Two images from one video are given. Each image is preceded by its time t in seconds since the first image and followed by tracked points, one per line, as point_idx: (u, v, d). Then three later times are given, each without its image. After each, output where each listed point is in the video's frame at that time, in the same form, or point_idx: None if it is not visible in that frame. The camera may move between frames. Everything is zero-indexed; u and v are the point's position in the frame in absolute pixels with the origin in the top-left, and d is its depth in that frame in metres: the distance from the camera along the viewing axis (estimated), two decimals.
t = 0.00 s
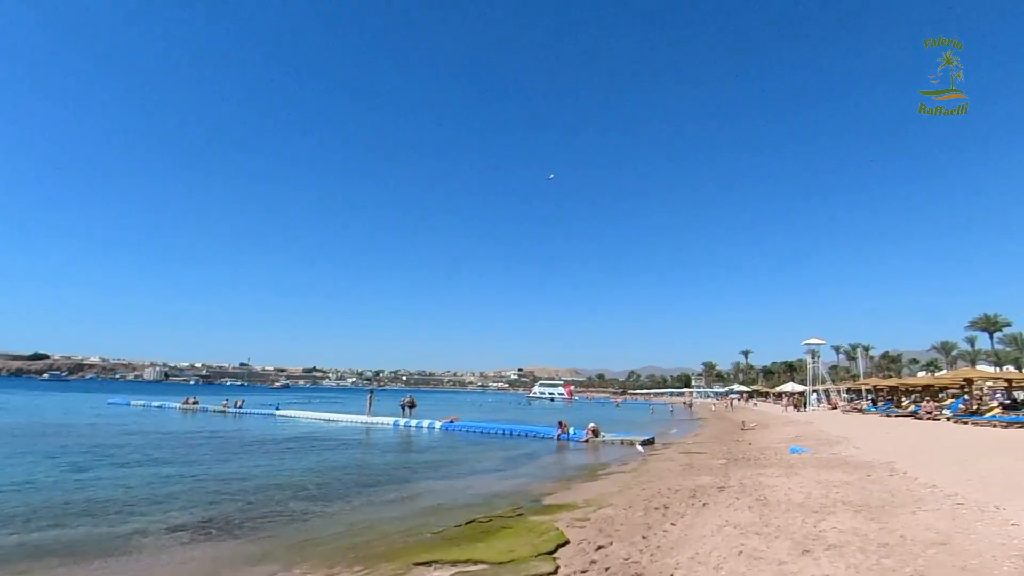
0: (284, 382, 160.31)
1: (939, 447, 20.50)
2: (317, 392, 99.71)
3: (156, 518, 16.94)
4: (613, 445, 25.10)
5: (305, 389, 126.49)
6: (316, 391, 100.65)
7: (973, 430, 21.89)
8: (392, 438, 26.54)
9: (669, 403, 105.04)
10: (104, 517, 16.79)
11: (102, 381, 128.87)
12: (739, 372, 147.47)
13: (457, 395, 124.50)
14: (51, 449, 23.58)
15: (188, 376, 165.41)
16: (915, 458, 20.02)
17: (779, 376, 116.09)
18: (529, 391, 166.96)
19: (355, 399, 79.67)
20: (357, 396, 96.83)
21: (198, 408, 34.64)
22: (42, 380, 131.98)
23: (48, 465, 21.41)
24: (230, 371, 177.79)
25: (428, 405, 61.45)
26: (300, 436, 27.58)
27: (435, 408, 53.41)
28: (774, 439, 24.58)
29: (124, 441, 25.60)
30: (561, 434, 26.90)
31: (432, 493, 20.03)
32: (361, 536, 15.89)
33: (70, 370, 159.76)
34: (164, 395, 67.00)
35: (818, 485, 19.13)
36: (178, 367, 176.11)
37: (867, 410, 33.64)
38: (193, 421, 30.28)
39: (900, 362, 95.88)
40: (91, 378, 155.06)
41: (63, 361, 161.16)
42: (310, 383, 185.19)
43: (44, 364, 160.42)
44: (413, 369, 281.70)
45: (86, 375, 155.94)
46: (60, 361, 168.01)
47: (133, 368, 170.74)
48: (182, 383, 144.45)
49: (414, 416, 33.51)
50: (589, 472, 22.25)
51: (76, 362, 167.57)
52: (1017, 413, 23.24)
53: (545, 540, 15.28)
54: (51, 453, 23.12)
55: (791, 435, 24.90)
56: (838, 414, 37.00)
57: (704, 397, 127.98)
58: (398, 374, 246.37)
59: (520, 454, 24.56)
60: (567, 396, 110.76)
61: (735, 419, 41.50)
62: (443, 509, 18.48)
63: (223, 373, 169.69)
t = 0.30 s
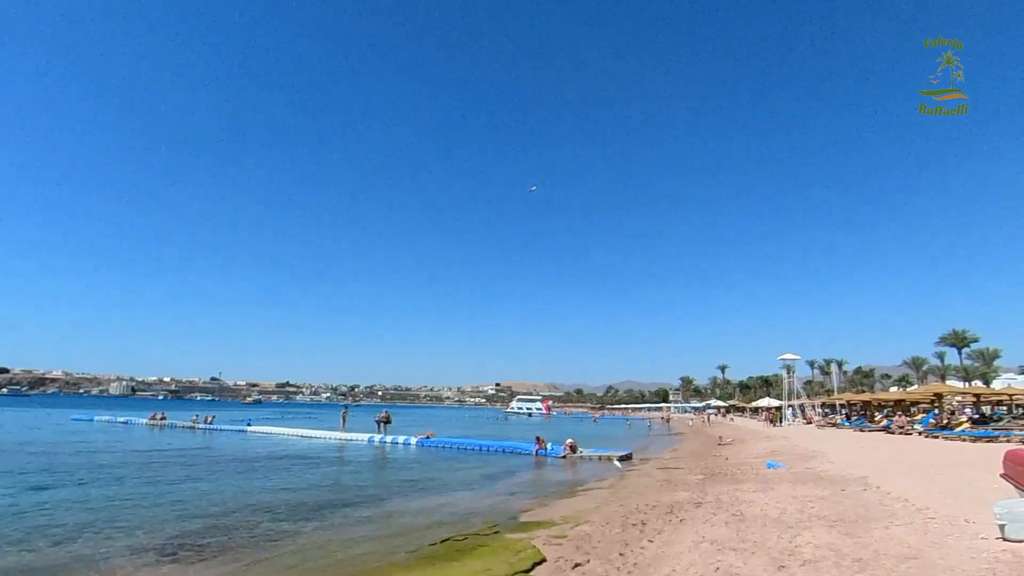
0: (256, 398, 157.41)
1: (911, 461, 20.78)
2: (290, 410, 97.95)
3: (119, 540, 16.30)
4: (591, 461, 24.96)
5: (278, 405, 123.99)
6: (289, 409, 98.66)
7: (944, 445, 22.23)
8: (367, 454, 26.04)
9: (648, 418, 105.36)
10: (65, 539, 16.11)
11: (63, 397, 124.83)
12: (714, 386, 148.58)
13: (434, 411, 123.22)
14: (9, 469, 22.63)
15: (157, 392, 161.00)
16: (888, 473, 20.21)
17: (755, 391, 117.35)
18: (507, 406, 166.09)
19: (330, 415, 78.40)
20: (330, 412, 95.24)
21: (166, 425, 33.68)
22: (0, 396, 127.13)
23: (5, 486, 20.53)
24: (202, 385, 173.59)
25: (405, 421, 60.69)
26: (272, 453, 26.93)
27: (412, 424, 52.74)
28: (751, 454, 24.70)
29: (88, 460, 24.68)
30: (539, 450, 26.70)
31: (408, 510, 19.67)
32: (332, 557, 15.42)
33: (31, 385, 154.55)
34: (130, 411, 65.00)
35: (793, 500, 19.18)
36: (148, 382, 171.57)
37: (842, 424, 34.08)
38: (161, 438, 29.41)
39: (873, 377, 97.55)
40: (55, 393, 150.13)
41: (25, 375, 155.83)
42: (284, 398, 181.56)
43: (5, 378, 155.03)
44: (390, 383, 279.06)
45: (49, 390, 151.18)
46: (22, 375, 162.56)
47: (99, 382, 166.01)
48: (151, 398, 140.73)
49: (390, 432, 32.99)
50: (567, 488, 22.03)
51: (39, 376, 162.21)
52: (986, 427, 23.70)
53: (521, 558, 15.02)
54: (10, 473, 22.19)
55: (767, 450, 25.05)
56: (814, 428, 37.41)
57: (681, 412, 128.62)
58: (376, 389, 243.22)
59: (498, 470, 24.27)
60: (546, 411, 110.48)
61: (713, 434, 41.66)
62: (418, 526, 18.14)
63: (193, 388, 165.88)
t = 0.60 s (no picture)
0: (227, 414, 153.86)
1: (886, 475, 20.96)
2: (262, 427, 95.70)
3: (79, 561, 15.63)
4: (569, 477, 24.81)
5: (252, 422, 121.22)
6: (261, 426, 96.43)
7: (917, 459, 22.51)
8: (341, 472, 25.53)
9: (627, 434, 105.35)
10: (21, 560, 15.38)
11: (24, 413, 120.45)
12: (694, 401, 149.35)
13: (412, 427, 121.64)
14: None
15: (124, 408, 156.08)
16: (863, 487, 20.33)
17: (734, 407, 118.20)
18: (486, 421, 164.71)
19: (304, 431, 76.85)
20: (304, 428, 93.55)
21: (133, 441, 32.65)
22: None
23: None
24: (172, 400, 168.81)
25: (382, 437, 59.74)
26: (244, 470, 26.22)
27: (389, 440, 51.95)
28: (729, 470, 24.70)
29: (49, 478, 23.72)
30: (517, 465, 26.45)
31: (383, 528, 19.24)
32: None
33: None
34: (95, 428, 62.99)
35: (771, 516, 19.17)
36: (116, 397, 166.47)
37: (818, 439, 34.38)
38: (127, 455, 28.47)
39: (848, 393, 98.97)
40: (16, 408, 145.09)
41: None
42: (257, 415, 177.35)
43: None
44: (368, 398, 275.34)
45: (9, 405, 145.97)
46: None
47: (63, 396, 160.66)
48: (119, 414, 136.50)
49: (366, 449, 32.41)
50: (545, 505, 21.76)
51: None
52: (957, 442, 24.11)
53: None
54: None
55: (745, 465, 25.11)
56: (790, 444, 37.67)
57: (661, 428, 128.92)
58: (353, 404, 239.42)
59: (476, 487, 23.92)
60: (526, 427, 109.91)
61: (691, 450, 41.69)
62: (393, 545, 17.74)
63: (162, 403, 161.56)
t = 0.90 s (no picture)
0: (199, 430, 150.14)
1: (862, 491, 21.09)
2: (233, 442, 93.60)
3: None
4: (548, 494, 24.57)
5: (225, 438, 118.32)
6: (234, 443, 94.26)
7: (892, 475, 22.69)
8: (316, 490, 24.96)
9: (608, 450, 105.08)
10: None
11: None
12: (674, 416, 149.95)
13: (389, 443, 119.96)
14: None
15: (91, 423, 151.28)
16: (841, 503, 20.38)
17: (713, 422, 118.89)
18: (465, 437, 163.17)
19: (277, 448, 75.49)
20: (277, 444, 91.65)
21: (100, 458, 31.63)
22: None
23: None
24: (141, 416, 164.26)
25: (359, 454, 58.70)
26: (216, 488, 25.51)
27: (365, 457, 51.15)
28: (708, 485, 24.70)
29: (9, 497, 22.78)
30: (496, 482, 26.13)
31: (358, 547, 18.78)
32: None
33: None
34: (59, 445, 60.84)
35: (750, 533, 19.11)
36: (83, 412, 161.53)
37: (796, 455, 34.58)
38: (93, 472, 27.56)
39: (824, 409, 100.21)
40: None
41: None
42: (231, 431, 173.44)
43: None
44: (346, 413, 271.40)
45: None
46: None
47: (27, 412, 155.41)
48: (86, 430, 132.27)
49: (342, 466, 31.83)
50: (524, 523, 21.42)
51: None
52: (931, 457, 24.38)
53: None
54: None
55: (724, 481, 25.11)
56: (769, 459, 37.83)
57: (641, 444, 128.96)
58: (330, 420, 235.33)
59: (453, 505, 23.51)
60: (505, 442, 109.34)
61: (671, 465, 41.64)
62: (368, 565, 17.31)
63: (131, 418, 157.10)
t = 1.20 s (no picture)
0: (171, 445, 146.14)
1: (840, 506, 21.17)
2: (203, 459, 91.25)
3: None
4: (528, 511, 24.31)
5: (196, 455, 115.10)
6: (204, 459, 91.74)
7: (870, 490, 22.82)
8: (290, 507, 24.39)
9: (588, 466, 104.45)
10: None
11: None
12: (654, 432, 150.15)
13: (366, 460, 117.77)
14: None
15: (56, 438, 146.26)
16: (820, 519, 20.42)
17: (693, 438, 119.19)
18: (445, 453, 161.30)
19: (250, 464, 73.71)
20: (250, 460, 89.56)
21: (66, 475, 30.57)
22: None
23: None
24: (110, 431, 159.46)
25: (335, 471, 57.58)
26: (186, 506, 24.74)
27: (342, 473, 50.19)
28: (688, 502, 24.60)
29: None
30: (476, 499, 25.78)
31: (334, 566, 18.36)
32: None
33: None
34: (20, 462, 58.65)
35: (730, 550, 19.02)
36: (49, 427, 156.08)
37: (776, 471, 34.71)
38: (58, 490, 26.62)
39: (803, 424, 101.12)
40: None
41: None
42: (204, 447, 169.20)
43: None
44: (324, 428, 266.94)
45: None
46: None
47: None
48: (38, 447, 127.42)
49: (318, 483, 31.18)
50: (503, 541, 21.08)
51: None
52: (908, 473, 24.60)
53: None
54: None
55: (704, 497, 25.05)
56: (749, 475, 37.92)
57: (622, 460, 128.54)
58: (306, 435, 230.62)
59: (431, 522, 23.07)
60: (484, 458, 108.23)
61: (652, 481, 41.48)
62: None
63: (99, 433, 152.38)
